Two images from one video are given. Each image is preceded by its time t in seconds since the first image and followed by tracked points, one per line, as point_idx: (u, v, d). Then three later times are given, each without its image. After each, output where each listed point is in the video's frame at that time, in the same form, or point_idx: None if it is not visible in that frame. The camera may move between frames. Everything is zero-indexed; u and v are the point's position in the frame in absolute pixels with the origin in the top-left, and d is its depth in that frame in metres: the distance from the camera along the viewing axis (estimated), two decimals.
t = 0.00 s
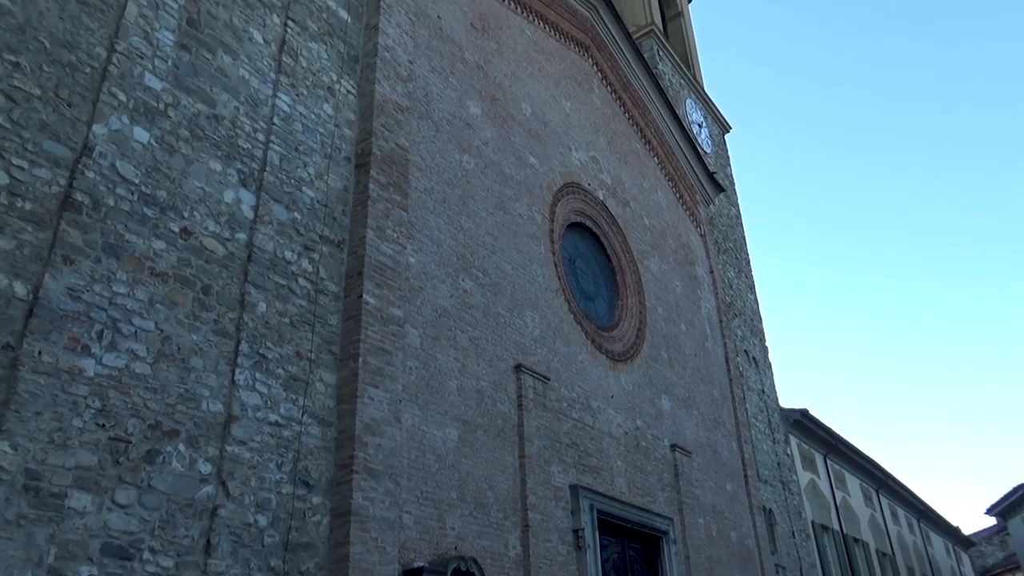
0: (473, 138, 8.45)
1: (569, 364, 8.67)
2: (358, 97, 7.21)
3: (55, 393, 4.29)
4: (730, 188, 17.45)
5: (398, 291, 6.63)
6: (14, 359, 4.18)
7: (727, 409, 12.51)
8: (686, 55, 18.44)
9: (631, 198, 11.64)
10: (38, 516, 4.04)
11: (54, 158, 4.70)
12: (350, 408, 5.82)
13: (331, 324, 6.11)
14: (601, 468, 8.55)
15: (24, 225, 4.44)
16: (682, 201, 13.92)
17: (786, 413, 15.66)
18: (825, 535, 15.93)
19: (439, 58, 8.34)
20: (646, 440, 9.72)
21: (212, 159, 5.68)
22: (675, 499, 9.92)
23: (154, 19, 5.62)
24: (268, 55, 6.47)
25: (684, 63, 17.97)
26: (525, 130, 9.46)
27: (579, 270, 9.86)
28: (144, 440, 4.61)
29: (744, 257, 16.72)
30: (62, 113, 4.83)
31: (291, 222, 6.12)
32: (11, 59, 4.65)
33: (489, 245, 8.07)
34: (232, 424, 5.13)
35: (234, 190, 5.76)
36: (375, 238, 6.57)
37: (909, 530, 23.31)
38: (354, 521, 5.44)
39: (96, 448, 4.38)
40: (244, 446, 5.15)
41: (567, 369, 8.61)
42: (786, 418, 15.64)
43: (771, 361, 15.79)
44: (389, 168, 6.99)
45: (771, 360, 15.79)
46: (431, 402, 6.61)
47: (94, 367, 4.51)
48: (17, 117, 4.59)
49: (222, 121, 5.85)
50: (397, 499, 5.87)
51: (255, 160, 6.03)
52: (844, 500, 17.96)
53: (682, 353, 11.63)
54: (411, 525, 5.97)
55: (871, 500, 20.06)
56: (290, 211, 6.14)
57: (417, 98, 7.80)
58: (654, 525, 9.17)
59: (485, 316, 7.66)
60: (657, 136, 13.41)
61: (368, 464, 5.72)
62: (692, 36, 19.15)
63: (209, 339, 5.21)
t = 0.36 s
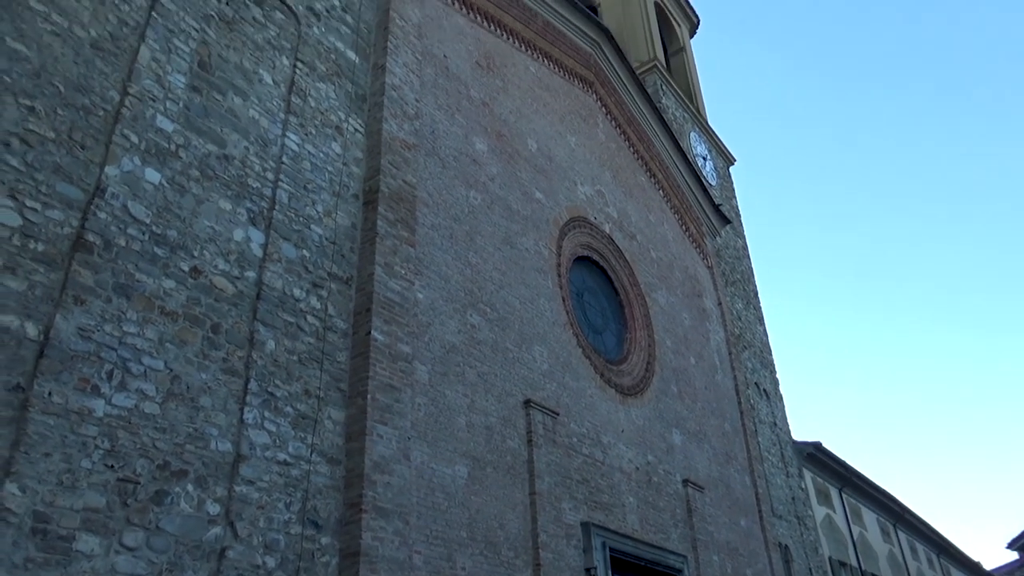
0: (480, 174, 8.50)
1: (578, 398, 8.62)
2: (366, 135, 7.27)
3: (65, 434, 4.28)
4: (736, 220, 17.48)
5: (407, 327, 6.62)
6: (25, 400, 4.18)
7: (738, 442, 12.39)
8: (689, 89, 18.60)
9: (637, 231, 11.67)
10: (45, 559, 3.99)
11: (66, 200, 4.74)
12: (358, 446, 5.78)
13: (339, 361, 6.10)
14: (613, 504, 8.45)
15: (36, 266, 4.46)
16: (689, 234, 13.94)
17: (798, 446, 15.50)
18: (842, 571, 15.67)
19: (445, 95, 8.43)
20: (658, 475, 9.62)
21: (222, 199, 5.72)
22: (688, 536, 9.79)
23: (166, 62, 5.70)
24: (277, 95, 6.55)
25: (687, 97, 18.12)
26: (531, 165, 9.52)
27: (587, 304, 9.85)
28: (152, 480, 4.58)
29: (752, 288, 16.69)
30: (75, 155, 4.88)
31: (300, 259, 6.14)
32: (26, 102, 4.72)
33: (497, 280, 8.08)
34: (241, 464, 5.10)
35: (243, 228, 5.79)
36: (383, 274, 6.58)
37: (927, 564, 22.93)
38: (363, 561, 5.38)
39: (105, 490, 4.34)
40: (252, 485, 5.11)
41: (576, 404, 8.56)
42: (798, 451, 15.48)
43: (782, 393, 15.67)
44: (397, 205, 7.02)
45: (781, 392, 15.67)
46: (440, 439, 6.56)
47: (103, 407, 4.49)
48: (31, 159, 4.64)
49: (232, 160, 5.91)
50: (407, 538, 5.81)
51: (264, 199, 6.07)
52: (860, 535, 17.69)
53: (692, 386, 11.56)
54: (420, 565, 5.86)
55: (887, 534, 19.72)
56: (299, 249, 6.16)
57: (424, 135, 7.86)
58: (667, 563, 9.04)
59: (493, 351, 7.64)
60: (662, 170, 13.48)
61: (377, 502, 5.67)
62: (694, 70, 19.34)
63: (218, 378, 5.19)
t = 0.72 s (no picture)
0: (484, 221, 8.56)
1: (585, 446, 8.54)
2: (371, 184, 7.35)
3: (66, 485, 4.25)
4: (739, 265, 17.51)
5: (412, 375, 6.60)
6: (27, 452, 4.15)
7: (748, 490, 12.23)
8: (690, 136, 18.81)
9: (641, 277, 11.69)
10: None
11: (74, 250, 4.78)
12: (362, 495, 5.72)
13: (344, 410, 6.06)
14: (621, 554, 8.32)
15: (42, 316, 4.48)
16: (692, 279, 13.95)
17: (809, 493, 15.28)
18: None
19: (449, 144, 8.53)
20: (666, 524, 9.48)
21: (229, 248, 5.76)
22: None
23: (176, 114, 5.79)
24: (284, 146, 6.64)
25: (688, 144, 18.32)
26: (535, 213, 9.59)
27: (592, 350, 9.82)
28: (154, 532, 4.53)
29: (757, 333, 16.63)
30: (84, 207, 4.94)
31: (305, 307, 6.15)
32: (37, 155, 4.79)
33: (501, 327, 8.07)
34: (243, 514, 5.04)
35: (249, 277, 5.82)
36: (388, 321, 6.58)
37: None
38: None
39: (105, 542, 4.29)
40: (254, 536, 5.05)
41: (583, 451, 8.48)
42: (809, 498, 15.25)
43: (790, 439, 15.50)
44: (402, 253, 7.06)
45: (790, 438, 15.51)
46: (445, 488, 6.49)
47: (106, 457, 4.47)
48: (41, 211, 4.69)
49: (238, 210, 5.96)
50: None
51: (270, 248, 6.11)
52: None
53: (699, 432, 11.46)
54: None
55: None
56: (304, 297, 6.18)
57: (429, 184, 7.94)
58: None
59: (498, 399, 7.59)
60: (665, 216, 13.56)
61: (381, 554, 5.59)
62: (694, 118, 19.58)
63: (221, 427, 5.17)
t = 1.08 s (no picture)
0: (483, 259, 8.58)
1: (585, 484, 8.46)
2: (370, 223, 7.38)
3: (60, 527, 4.19)
4: (738, 301, 17.53)
5: (411, 413, 6.56)
6: (21, 493, 4.11)
7: (751, 528, 12.09)
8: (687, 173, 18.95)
9: (641, 313, 11.69)
10: None
11: (73, 289, 4.78)
12: (360, 536, 5.65)
13: (342, 448, 6.02)
14: None
15: (40, 356, 4.47)
16: (691, 315, 13.94)
17: (813, 531, 15.11)
18: None
19: (448, 183, 8.59)
20: (669, 563, 9.36)
21: (228, 286, 5.77)
22: None
23: (177, 154, 5.84)
24: (284, 185, 6.69)
25: (685, 181, 18.45)
26: (534, 249, 9.62)
27: (592, 386, 9.78)
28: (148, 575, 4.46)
29: (757, 369, 16.58)
30: (84, 246, 4.95)
31: (303, 345, 6.14)
32: (38, 195, 4.81)
33: (501, 364, 8.05)
34: (239, 556, 4.97)
35: (248, 315, 5.82)
36: (387, 359, 6.56)
37: None
38: None
39: None
40: None
41: (583, 490, 8.40)
42: (813, 536, 15.07)
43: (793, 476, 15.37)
44: (401, 290, 7.07)
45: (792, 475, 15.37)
46: (444, 528, 6.41)
47: (101, 499, 4.42)
48: (40, 250, 4.70)
49: (238, 249, 5.98)
50: None
51: (269, 286, 6.12)
52: None
53: (701, 470, 11.36)
54: None
55: None
56: (302, 334, 6.17)
57: (428, 222, 7.98)
58: None
59: (498, 436, 7.54)
60: (663, 252, 13.59)
61: None
62: (691, 155, 19.75)
63: (218, 467, 5.12)
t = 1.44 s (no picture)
0: (481, 286, 8.60)
1: (585, 513, 8.40)
2: (369, 251, 7.40)
3: (56, 559, 4.15)
4: (737, 327, 17.53)
5: (409, 441, 6.53)
6: (16, 525, 4.07)
7: (753, 556, 11.98)
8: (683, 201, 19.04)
9: (639, 340, 11.68)
10: None
11: (71, 319, 4.78)
12: (358, 567, 5.59)
13: (340, 478, 5.98)
14: None
15: (37, 386, 4.45)
16: (690, 341, 13.93)
17: (816, 559, 14.97)
18: None
19: (446, 211, 8.63)
20: None
21: (226, 315, 5.77)
22: None
23: (176, 185, 5.87)
24: (283, 215, 6.72)
25: (682, 208, 18.53)
26: (532, 277, 9.64)
27: (591, 414, 9.75)
28: None
29: (757, 396, 16.53)
30: (82, 276, 4.96)
31: (301, 374, 6.12)
32: (38, 226, 4.83)
33: (499, 392, 8.03)
34: None
35: (246, 344, 5.81)
36: (386, 387, 6.55)
37: None
38: None
39: None
40: None
41: (583, 519, 8.33)
42: (816, 564, 14.93)
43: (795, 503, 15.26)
44: (399, 318, 7.07)
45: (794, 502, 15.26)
46: (443, 558, 6.35)
47: (97, 531, 4.38)
48: (39, 280, 4.71)
49: (236, 278, 5.99)
50: None
51: (267, 315, 6.12)
52: None
53: (701, 497, 11.29)
54: None
55: None
56: (300, 363, 6.16)
57: (426, 250, 8.00)
58: None
59: (497, 465, 7.50)
60: (661, 279, 13.61)
61: None
62: (687, 182, 19.86)
63: (215, 498, 5.09)
